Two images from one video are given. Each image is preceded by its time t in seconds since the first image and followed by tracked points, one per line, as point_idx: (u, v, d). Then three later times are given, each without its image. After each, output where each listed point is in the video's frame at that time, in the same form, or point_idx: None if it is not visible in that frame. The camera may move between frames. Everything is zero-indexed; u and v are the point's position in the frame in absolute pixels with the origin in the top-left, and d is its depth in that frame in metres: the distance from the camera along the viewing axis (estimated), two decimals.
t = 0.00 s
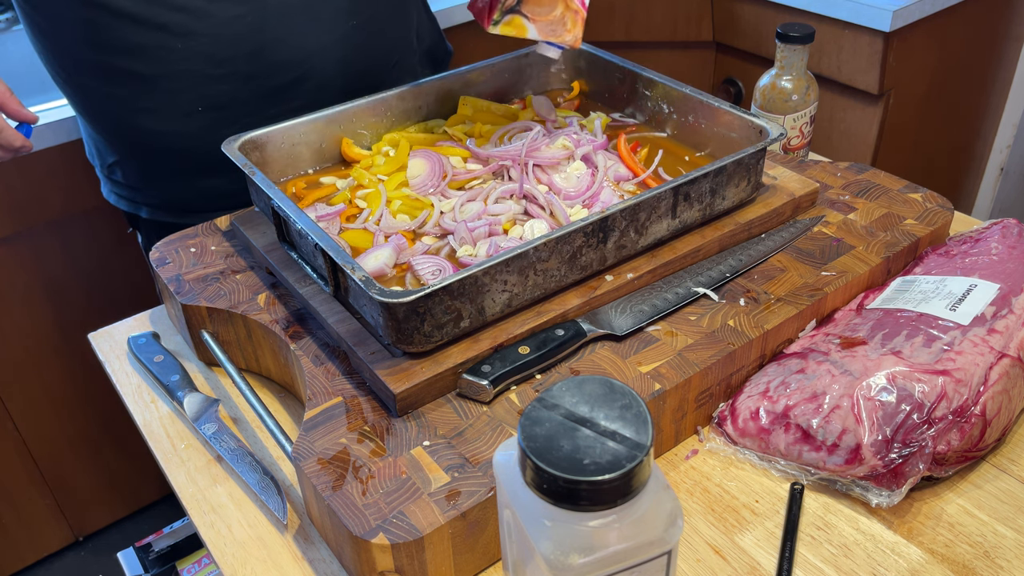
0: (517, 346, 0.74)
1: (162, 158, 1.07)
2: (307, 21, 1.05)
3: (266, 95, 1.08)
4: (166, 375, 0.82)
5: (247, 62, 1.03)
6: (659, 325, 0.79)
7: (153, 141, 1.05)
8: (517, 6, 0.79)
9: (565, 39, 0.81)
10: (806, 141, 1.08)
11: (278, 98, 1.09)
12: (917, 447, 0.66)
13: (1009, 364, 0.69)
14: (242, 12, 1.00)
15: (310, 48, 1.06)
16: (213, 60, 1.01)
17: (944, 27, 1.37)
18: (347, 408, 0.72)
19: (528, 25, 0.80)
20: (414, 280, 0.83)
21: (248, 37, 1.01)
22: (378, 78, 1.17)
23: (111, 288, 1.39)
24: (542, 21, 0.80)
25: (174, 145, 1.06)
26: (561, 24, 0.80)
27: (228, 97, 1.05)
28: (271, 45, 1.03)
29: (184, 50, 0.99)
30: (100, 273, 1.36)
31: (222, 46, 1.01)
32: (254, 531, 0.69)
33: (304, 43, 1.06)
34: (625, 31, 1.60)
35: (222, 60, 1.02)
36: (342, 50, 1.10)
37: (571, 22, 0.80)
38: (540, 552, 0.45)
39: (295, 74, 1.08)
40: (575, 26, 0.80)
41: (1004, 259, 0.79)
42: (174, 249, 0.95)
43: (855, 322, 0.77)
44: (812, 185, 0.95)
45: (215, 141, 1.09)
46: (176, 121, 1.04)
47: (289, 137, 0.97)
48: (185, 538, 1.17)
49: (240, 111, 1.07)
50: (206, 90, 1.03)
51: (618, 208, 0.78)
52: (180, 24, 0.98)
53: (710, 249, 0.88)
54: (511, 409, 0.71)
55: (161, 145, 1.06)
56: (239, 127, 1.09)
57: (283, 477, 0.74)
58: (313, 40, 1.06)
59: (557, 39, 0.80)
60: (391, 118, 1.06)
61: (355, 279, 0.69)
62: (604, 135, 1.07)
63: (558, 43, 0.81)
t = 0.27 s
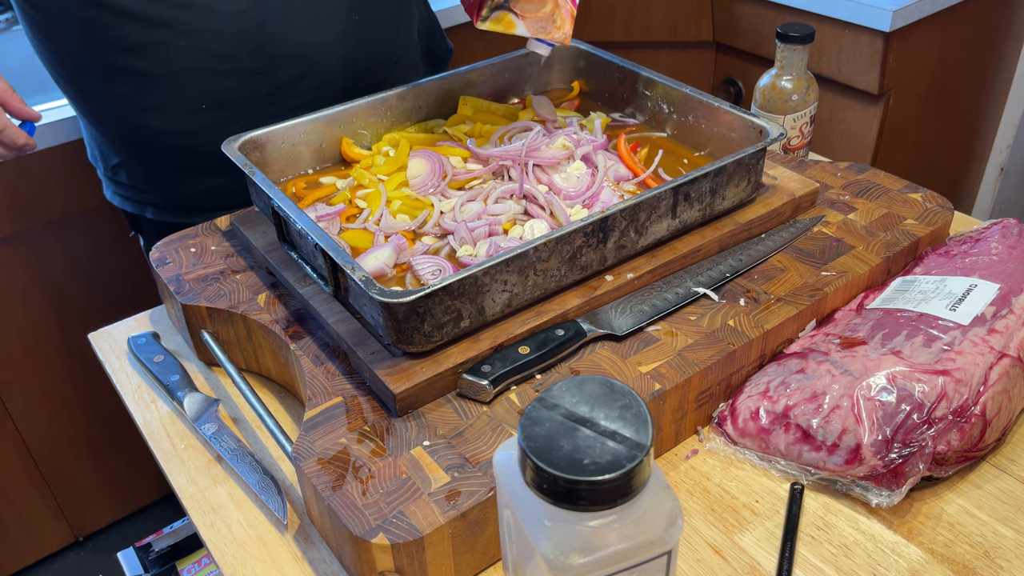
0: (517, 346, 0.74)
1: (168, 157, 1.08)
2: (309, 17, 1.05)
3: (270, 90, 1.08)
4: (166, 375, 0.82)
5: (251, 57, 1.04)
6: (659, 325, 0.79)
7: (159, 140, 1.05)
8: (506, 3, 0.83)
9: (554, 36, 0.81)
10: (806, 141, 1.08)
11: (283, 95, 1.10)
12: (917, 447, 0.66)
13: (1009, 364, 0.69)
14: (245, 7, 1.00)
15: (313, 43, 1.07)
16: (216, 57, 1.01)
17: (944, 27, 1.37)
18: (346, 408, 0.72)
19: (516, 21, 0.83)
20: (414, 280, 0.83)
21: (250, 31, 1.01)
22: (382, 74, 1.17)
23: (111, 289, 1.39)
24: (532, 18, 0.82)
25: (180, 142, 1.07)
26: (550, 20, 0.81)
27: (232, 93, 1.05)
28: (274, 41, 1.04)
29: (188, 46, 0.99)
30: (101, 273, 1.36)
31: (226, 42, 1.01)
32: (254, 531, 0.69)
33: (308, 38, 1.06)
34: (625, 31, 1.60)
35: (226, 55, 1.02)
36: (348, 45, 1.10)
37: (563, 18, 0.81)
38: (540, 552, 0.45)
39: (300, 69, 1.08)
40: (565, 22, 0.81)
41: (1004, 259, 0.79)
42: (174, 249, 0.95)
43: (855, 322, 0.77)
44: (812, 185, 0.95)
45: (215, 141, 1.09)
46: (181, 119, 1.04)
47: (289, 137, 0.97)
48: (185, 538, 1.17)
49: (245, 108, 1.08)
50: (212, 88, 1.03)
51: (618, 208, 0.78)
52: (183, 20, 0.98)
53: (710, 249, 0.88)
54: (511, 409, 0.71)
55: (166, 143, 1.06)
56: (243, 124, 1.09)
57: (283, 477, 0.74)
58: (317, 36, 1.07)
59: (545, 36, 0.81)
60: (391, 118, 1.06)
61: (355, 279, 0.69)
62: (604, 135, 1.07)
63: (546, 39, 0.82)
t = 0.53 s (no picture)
0: (517, 346, 0.74)
1: (168, 156, 1.07)
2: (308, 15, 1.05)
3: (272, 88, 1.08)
4: (166, 375, 0.82)
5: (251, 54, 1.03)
6: (659, 325, 0.79)
7: (159, 139, 1.05)
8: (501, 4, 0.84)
9: (544, 46, 0.85)
10: (806, 141, 1.08)
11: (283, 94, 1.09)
12: (917, 447, 0.66)
13: (1009, 364, 0.69)
14: (245, 4, 1.00)
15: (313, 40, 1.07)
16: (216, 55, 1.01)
17: (944, 27, 1.37)
18: (347, 408, 0.72)
19: (507, 23, 0.85)
20: (414, 279, 0.83)
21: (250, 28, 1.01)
22: (382, 74, 1.17)
23: (111, 289, 1.39)
24: (524, 23, 0.85)
25: (180, 142, 1.06)
26: (542, 29, 0.85)
27: (232, 91, 1.05)
28: (274, 38, 1.04)
29: (188, 45, 0.99)
30: (101, 273, 1.36)
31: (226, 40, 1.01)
32: (254, 531, 0.69)
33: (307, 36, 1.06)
34: (625, 31, 1.60)
35: (227, 53, 1.02)
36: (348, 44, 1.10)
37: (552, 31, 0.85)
38: (540, 552, 0.45)
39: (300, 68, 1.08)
40: (556, 35, 0.85)
41: (1004, 259, 0.79)
42: (174, 249, 0.95)
43: (855, 323, 0.77)
44: (812, 185, 0.95)
45: (215, 141, 1.09)
46: (181, 119, 1.04)
47: (289, 137, 0.97)
48: (185, 538, 1.17)
49: (245, 106, 1.07)
50: (212, 86, 1.03)
51: (618, 208, 0.78)
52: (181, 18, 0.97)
53: (710, 249, 0.88)
54: (511, 409, 0.71)
55: (166, 142, 1.06)
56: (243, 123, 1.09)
57: (283, 477, 0.74)
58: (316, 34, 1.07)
59: (535, 45, 0.85)
60: (391, 117, 1.06)
61: (355, 279, 0.69)
62: (604, 135, 1.07)
63: (535, 48, 0.85)
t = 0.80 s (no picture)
0: (517, 346, 0.74)
1: (167, 156, 1.07)
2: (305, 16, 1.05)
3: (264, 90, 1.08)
4: (167, 375, 0.82)
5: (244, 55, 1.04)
6: (659, 325, 0.79)
7: (158, 140, 1.05)
8: None
9: (523, 32, 0.84)
10: (806, 141, 1.08)
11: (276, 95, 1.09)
12: (917, 447, 0.66)
13: (1009, 364, 0.69)
14: (239, 4, 1.00)
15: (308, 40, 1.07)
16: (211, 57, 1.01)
17: (944, 27, 1.37)
18: (347, 408, 0.72)
19: (486, 8, 0.83)
20: (414, 279, 0.83)
21: (244, 29, 1.02)
22: (381, 75, 1.18)
23: (111, 289, 1.39)
24: (503, 9, 0.84)
25: (174, 143, 1.06)
26: (522, 16, 0.84)
27: (224, 93, 1.05)
28: (269, 39, 1.04)
29: (183, 46, 0.99)
30: (100, 273, 1.36)
31: (219, 41, 1.01)
32: (254, 531, 0.69)
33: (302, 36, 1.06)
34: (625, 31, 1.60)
35: (220, 55, 1.02)
36: (346, 45, 1.11)
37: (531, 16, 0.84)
38: (540, 552, 0.45)
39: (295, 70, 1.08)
40: (536, 21, 0.84)
41: (1004, 259, 0.79)
42: (174, 249, 0.95)
43: (855, 323, 0.77)
44: (812, 185, 0.95)
45: (215, 141, 1.09)
46: (175, 119, 1.04)
47: (289, 137, 0.97)
48: (185, 538, 1.17)
49: (238, 108, 1.08)
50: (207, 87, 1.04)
51: (618, 208, 0.78)
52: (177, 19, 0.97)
53: (710, 249, 0.88)
54: (511, 409, 0.71)
55: (165, 143, 1.06)
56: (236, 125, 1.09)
57: (283, 477, 0.74)
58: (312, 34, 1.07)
59: (514, 29, 0.84)
60: (391, 117, 1.06)
61: (355, 279, 0.69)
62: (604, 135, 1.07)
63: (515, 33, 0.84)
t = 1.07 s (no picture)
0: (518, 346, 0.74)
1: (167, 154, 1.08)
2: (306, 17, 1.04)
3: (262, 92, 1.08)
4: (167, 375, 0.82)
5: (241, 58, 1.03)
6: (659, 325, 0.79)
7: (157, 137, 1.06)
8: (470, 4, 0.85)
9: (513, 46, 0.85)
10: (806, 141, 1.08)
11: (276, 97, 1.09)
12: (917, 447, 0.66)
13: (1009, 364, 0.69)
14: (235, 7, 0.99)
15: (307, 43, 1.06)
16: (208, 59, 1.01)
17: (943, 27, 1.37)
18: (347, 408, 0.72)
19: (476, 22, 0.85)
20: (414, 280, 0.83)
21: (241, 31, 1.00)
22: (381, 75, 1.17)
23: (111, 289, 1.39)
24: (494, 23, 0.85)
25: (173, 141, 1.07)
26: (512, 30, 0.85)
27: (223, 95, 1.05)
28: (266, 42, 1.03)
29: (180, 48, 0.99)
30: (100, 273, 1.36)
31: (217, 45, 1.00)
32: (254, 531, 0.69)
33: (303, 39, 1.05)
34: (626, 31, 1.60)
35: (217, 58, 1.01)
36: (347, 47, 1.10)
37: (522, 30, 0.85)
38: (540, 551, 0.45)
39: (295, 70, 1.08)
40: (527, 36, 0.85)
41: (1004, 259, 0.79)
42: (174, 249, 0.95)
43: (855, 323, 0.77)
44: (812, 185, 0.95)
45: (215, 141, 1.09)
46: (172, 118, 1.04)
47: (289, 137, 0.97)
48: (185, 538, 1.17)
49: (237, 110, 1.08)
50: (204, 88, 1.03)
51: (618, 208, 0.78)
52: (174, 22, 0.97)
53: (710, 249, 0.88)
54: (511, 409, 0.71)
55: (164, 141, 1.07)
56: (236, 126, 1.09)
57: (283, 477, 0.74)
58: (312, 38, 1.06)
59: (505, 43, 0.85)
60: (391, 117, 1.06)
61: (355, 279, 0.69)
62: (604, 135, 1.07)
63: (504, 47, 0.85)
